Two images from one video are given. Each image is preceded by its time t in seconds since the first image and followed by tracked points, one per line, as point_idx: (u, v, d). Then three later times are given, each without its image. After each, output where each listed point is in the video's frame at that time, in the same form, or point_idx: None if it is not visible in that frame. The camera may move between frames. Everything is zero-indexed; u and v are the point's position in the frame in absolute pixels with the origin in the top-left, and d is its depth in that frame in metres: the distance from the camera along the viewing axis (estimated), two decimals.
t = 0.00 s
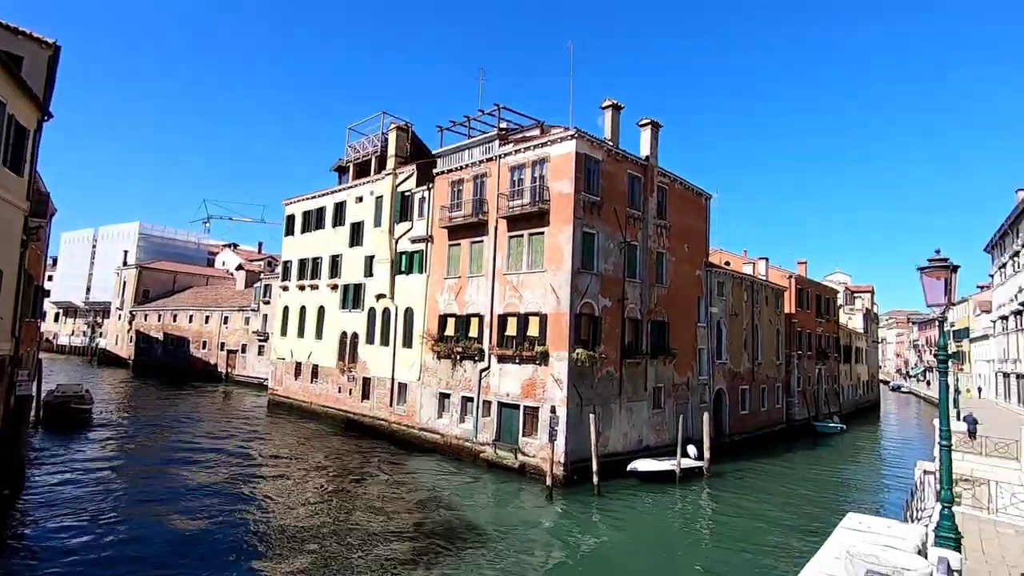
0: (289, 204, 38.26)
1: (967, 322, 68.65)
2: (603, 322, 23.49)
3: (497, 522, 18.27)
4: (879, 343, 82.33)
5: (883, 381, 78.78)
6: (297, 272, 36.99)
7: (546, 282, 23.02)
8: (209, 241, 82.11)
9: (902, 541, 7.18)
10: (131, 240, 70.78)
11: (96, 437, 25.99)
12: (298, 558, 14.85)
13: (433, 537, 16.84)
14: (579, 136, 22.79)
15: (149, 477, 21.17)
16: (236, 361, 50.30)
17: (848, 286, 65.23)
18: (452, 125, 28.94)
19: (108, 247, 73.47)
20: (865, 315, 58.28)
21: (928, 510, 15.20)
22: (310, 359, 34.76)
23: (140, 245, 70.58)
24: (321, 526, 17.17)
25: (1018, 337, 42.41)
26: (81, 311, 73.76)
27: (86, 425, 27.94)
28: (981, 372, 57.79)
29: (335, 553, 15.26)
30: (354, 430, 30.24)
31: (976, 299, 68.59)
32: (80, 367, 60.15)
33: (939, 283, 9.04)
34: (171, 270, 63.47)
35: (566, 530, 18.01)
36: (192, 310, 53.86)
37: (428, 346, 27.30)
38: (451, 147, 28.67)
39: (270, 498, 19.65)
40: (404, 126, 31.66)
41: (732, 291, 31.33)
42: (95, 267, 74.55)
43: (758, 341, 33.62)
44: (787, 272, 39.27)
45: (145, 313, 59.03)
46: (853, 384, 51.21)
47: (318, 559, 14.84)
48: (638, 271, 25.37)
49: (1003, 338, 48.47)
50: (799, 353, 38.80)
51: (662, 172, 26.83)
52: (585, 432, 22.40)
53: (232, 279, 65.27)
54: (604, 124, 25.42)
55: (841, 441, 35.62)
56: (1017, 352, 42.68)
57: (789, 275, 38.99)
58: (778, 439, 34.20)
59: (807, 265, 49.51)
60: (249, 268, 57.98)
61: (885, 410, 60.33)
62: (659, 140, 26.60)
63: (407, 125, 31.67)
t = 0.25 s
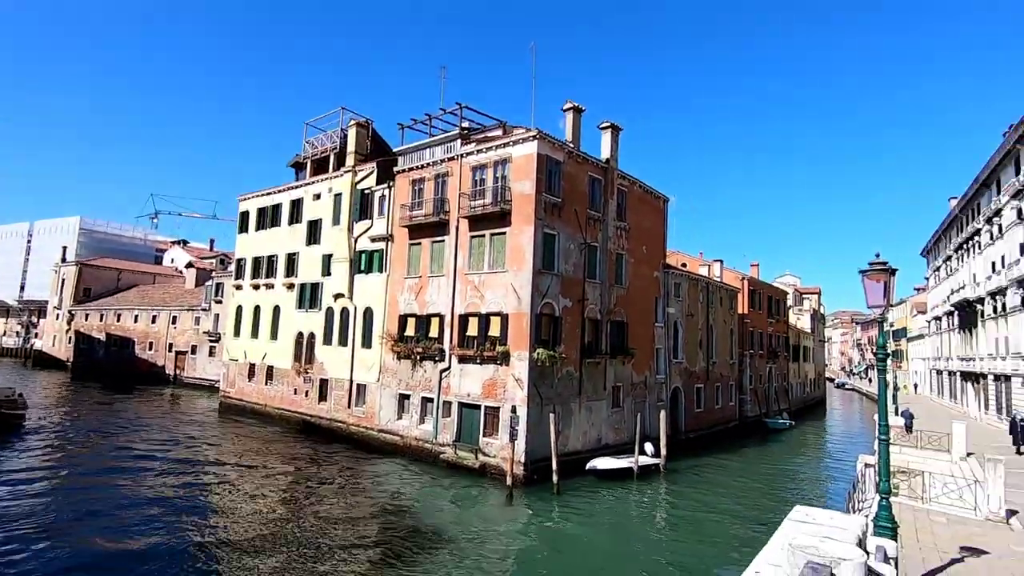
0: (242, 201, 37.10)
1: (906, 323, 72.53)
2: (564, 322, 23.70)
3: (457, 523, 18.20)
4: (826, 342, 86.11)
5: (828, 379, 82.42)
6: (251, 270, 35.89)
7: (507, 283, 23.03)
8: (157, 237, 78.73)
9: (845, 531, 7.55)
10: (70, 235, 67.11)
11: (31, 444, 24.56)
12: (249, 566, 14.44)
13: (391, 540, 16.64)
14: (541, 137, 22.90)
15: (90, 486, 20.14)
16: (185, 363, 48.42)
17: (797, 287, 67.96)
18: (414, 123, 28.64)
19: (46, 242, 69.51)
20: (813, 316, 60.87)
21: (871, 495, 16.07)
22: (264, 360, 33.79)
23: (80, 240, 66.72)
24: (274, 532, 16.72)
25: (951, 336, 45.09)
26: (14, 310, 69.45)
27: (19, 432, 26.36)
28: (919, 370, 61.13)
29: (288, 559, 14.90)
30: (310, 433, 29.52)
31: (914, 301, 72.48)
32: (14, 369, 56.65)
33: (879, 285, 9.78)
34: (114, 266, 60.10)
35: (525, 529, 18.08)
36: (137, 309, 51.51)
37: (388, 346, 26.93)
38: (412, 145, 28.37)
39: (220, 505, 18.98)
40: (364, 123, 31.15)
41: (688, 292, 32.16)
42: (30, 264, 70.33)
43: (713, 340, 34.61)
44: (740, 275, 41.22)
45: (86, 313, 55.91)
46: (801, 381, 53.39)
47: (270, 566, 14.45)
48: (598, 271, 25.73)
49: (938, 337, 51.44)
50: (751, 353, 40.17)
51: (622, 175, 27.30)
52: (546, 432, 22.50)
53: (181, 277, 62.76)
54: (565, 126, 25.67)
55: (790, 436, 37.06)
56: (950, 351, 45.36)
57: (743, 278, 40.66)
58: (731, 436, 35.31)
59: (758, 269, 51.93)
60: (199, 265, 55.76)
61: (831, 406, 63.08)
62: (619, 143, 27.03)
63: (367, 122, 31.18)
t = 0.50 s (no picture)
0: (194, 196, 35.79)
1: (853, 323, 75.86)
2: (527, 323, 23.75)
3: (419, 525, 18.01)
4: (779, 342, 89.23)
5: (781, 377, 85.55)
6: (204, 269, 34.64)
7: (470, 283, 22.91)
8: (102, 233, 75.13)
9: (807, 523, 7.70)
10: (6, 230, 63.34)
11: None
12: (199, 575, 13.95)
13: (350, 543, 16.34)
14: (505, 138, 22.90)
15: (28, 495, 19.09)
16: (133, 365, 46.38)
17: (752, 289, 70.29)
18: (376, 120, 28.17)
19: None
20: (767, 316, 63.07)
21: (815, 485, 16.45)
22: (218, 362, 32.69)
23: (18, 236, 62.94)
24: (228, 539, 16.19)
25: (894, 336, 47.44)
26: None
27: None
28: (865, 369, 64.02)
29: (241, 567, 14.45)
30: (266, 438, 28.68)
31: (860, 302, 75.90)
32: None
33: (827, 287, 10.21)
34: (55, 264, 56.78)
35: (487, 528, 18.04)
36: (81, 309, 49.06)
37: (348, 347, 26.44)
38: (374, 142, 27.95)
39: (170, 512, 18.26)
40: (325, 119, 30.49)
41: (648, 293, 32.79)
42: None
43: (672, 341, 35.37)
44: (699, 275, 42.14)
45: (24, 313, 52.74)
46: (756, 380, 55.22)
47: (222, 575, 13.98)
48: (560, 272, 25.94)
49: (882, 337, 54.02)
50: (709, 352, 41.30)
51: (585, 177, 27.63)
52: (508, 432, 22.45)
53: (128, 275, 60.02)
54: (529, 127, 25.77)
55: (745, 434, 38.29)
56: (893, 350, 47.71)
57: (700, 279, 41.69)
58: (690, 434, 36.21)
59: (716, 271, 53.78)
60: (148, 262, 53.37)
61: (783, 403, 65.42)
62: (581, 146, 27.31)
63: (327, 118, 30.53)
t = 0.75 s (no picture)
0: (147, 191, 34.38)
1: (806, 325, 78.75)
2: (492, 323, 23.64)
3: (384, 528, 17.66)
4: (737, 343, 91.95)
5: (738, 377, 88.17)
6: (157, 267, 33.30)
7: (435, 283, 22.57)
8: (46, 228, 71.49)
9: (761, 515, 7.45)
10: None
11: None
12: None
13: (312, 548, 15.93)
14: (471, 138, 22.72)
15: None
16: (79, 367, 44.22)
17: (712, 290, 72.22)
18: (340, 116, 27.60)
19: None
20: (726, 318, 64.93)
21: (771, 481, 16.42)
22: (172, 363, 31.46)
23: None
24: (182, 548, 15.56)
25: (844, 336, 49.43)
26: None
27: None
28: (818, 368, 66.55)
29: None
30: (223, 442, 27.76)
31: (813, 304, 78.87)
32: None
33: (781, 289, 10.48)
34: None
35: (452, 529, 17.82)
36: (22, 307, 46.51)
37: (310, 348, 25.83)
38: (338, 139, 27.40)
39: (120, 520, 17.45)
40: (286, 114, 29.76)
41: (612, 295, 33.24)
42: None
43: (635, 341, 35.92)
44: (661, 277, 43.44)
45: None
46: (715, 379, 56.69)
47: None
48: (526, 273, 25.96)
49: (833, 337, 56.25)
50: (670, 353, 42.16)
51: (550, 179, 27.79)
52: (473, 433, 22.21)
53: (75, 272, 57.27)
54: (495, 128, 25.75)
55: (704, 432, 39.24)
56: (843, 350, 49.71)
57: (663, 281, 42.68)
58: (652, 432, 36.86)
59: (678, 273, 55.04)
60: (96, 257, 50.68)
61: (741, 402, 67.34)
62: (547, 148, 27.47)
63: (289, 114, 29.82)
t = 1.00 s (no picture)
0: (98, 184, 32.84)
1: (766, 326, 81.11)
2: (460, 323, 23.31)
3: (349, 527, 17.21)
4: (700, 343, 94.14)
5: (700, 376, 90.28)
6: (108, 263, 31.84)
7: (403, 282, 22.08)
8: None
9: (722, 510, 6.75)
10: None
11: None
12: None
13: (271, 550, 15.38)
14: (440, 137, 22.33)
15: None
16: (23, 368, 41.97)
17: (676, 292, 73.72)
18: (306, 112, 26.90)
19: None
20: (689, 318, 66.40)
21: (729, 474, 15.15)
22: (124, 364, 30.14)
23: None
24: (131, 552, 14.80)
25: (801, 337, 51.07)
26: None
27: None
28: (777, 368, 68.61)
29: None
30: (180, 446, 26.72)
31: (772, 306, 81.30)
32: None
33: (742, 291, 9.79)
34: None
35: (418, 528, 17.44)
36: None
37: (272, 348, 25.10)
38: (303, 135, 26.71)
39: (64, 524, 16.52)
40: (249, 108, 28.87)
41: (579, 295, 33.48)
42: None
43: (602, 341, 36.29)
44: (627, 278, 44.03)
45: None
46: (679, 379, 57.83)
47: None
48: (494, 273, 25.80)
49: (791, 338, 58.09)
50: (636, 353, 42.78)
51: (519, 179, 27.77)
52: (440, 433, 21.82)
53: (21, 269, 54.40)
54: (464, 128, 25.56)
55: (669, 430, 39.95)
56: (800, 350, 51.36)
57: (629, 283, 43.38)
58: (617, 431, 37.27)
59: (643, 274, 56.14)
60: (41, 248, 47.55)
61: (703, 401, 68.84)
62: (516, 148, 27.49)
63: (252, 107, 28.95)
